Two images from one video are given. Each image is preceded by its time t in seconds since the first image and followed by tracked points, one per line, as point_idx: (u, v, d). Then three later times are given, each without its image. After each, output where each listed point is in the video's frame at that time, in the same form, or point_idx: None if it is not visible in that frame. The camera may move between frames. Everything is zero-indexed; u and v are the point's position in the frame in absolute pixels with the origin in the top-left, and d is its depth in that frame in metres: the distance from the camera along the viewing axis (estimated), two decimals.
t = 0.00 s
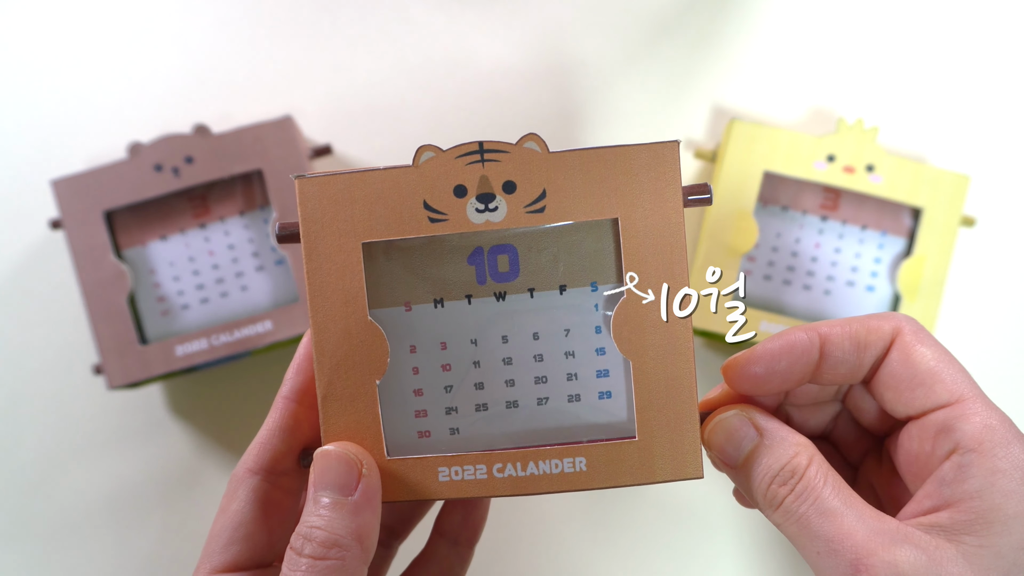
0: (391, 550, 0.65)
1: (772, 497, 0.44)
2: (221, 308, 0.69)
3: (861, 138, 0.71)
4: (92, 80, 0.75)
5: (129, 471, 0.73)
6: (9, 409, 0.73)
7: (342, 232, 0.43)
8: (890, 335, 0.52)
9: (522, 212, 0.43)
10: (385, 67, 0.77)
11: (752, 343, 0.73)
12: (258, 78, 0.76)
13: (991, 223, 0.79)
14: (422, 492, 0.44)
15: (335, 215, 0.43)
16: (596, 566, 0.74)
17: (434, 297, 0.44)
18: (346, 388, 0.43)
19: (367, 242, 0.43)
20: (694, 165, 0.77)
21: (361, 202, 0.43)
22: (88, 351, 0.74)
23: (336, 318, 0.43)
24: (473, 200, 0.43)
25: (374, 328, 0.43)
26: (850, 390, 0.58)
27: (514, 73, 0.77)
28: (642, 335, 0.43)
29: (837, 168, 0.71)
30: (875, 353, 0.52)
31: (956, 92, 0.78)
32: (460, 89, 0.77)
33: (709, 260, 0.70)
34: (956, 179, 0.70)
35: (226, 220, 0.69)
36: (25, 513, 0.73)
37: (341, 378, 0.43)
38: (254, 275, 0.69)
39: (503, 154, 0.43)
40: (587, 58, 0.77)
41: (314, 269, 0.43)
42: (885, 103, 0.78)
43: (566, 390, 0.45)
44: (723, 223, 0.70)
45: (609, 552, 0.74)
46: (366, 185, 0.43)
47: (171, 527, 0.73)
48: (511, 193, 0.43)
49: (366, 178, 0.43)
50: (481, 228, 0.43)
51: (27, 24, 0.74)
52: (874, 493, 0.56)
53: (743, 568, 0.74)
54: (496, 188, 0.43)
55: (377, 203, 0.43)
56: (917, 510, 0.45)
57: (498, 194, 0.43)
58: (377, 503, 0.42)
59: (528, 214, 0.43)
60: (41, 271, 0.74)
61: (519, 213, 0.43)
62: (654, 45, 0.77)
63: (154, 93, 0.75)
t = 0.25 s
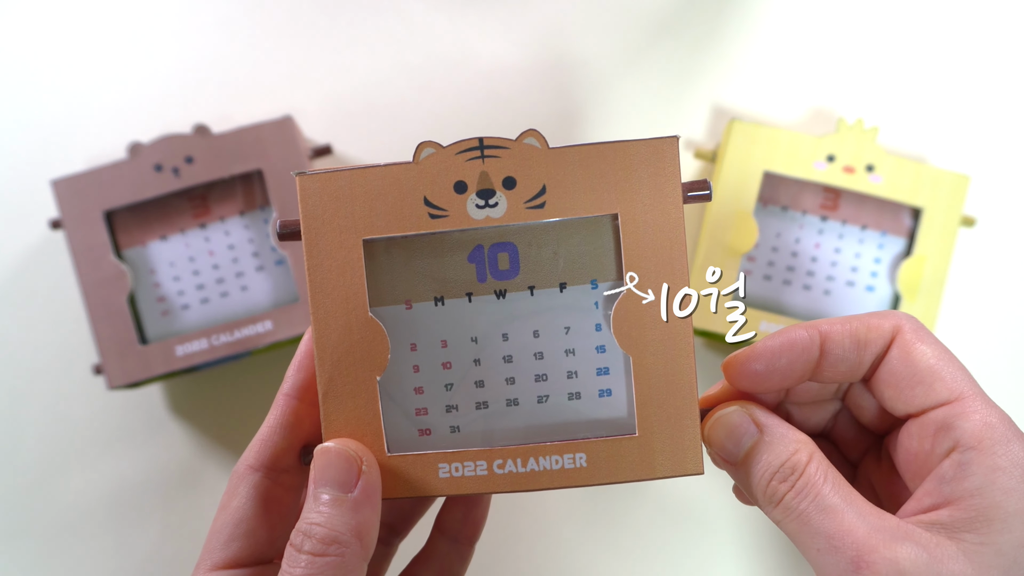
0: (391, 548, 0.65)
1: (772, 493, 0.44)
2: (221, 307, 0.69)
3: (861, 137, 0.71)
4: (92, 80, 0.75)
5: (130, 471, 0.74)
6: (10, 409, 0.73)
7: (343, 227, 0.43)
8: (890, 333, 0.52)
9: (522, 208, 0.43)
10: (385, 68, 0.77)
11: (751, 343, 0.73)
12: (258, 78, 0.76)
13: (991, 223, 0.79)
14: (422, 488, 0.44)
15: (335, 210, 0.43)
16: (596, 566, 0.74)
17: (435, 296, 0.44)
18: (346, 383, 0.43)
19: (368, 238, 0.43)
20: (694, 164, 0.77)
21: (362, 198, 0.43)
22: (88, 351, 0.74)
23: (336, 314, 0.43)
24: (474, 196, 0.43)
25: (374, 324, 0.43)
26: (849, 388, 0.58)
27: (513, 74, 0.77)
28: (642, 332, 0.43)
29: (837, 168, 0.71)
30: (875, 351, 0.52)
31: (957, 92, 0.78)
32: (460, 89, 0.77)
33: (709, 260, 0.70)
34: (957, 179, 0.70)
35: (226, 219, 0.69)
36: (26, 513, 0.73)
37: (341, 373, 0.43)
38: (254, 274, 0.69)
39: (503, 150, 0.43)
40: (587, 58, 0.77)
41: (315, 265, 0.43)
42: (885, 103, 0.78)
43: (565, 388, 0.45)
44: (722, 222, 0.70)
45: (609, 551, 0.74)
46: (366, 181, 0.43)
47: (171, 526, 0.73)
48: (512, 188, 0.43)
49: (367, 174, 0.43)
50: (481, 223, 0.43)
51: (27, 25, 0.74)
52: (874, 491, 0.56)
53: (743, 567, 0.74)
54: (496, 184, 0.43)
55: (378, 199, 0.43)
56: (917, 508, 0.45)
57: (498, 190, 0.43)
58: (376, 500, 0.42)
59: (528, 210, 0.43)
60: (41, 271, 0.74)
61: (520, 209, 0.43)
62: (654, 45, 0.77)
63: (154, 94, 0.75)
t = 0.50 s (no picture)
0: (393, 547, 0.65)
1: (775, 490, 0.44)
2: (221, 307, 0.69)
3: (861, 138, 0.71)
4: (92, 80, 0.75)
5: (130, 472, 0.73)
6: (9, 410, 0.73)
7: (347, 226, 0.43)
8: (891, 332, 0.52)
9: (526, 207, 0.43)
10: (385, 68, 0.77)
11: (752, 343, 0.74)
12: (258, 78, 0.76)
13: (990, 222, 0.79)
14: (425, 487, 0.44)
15: (339, 209, 0.43)
16: (598, 565, 0.74)
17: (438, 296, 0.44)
18: (349, 383, 0.43)
19: (371, 237, 0.43)
20: (694, 165, 0.77)
21: (366, 197, 0.43)
22: (87, 352, 0.74)
23: (340, 313, 0.43)
24: (478, 194, 0.43)
25: (378, 323, 0.43)
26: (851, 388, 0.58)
27: (514, 74, 0.77)
28: (645, 331, 0.44)
29: (837, 168, 0.71)
30: (877, 351, 0.52)
31: (956, 92, 0.78)
32: (461, 89, 0.77)
33: (709, 260, 0.70)
34: (956, 179, 0.71)
35: (226, 219, 0.69)
36: (25, 514, 0.73)
37: (345, 372, 0.43)
38: (254, 274, 0.69)
39: (507, 149, 0.43)
40: (587, 58, 0.77)
41: (318, 264, 0.43)
42: (885, 103, 0.78)
43: (569, 387, 0.45)
44: (723, 222, 0.70)
45: (610, 550, 0.74)
46: (370, 180, 0.43)
47: (172, 526, 0.73)
48: (516, 187, 0.43)
49: (371, 173, 0.43)
50: (485, 222, 0.43)
51: (26, 25, 0.74)
52: (875, 490, 0.56)
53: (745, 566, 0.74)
54: (500, 183, 0.43)
55: (382, 198, 0.43)
56: (920, 508, 0.45)
57: (502, 189, 0.43)
58: (379, 499, 0.42)
59: (532, 209, 0.43)
60: (40, 272, 0.74)
61: (523, 208, 0.43)
62: (654, 45, 0.77)
63: (154, 94, 0.75)
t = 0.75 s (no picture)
0: (393, 547, 0.65)
1: (773, 492, 0.44)
2: (221, 307, 0.69)
3: (861, 138, 0.71)
4: (92, 80, 0.75)
5: (130, 472, 0.73)
6: (9, 410, 0.73)
7: (345, 227, 0.43)
8: (892, 332, 0.52)
9: (525, 208, 0.43)
10: (385, 68, 0.77)
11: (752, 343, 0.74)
12: (258, 78, 0.76)
13: (990, 223, 0.79)
14: (425, 488, 0.44)
15: (338, 210, 0.43)
16: (597, 565, 0.74)
17: (437, 297, 0.44)
18: (348, 384, 0.43)
19: (370, 238, 0.43)
20: (694, 165, 0.77)
21: (365, 198, 0.43)
22: (88, 352, 0.74)
23: (339, 314, 0.43)
24: (476, 195, 0.43)
25: (377, 324, 0.43)
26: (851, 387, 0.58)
27: (514, 74, 0.77)
28: (644, 332, 0.44)
29: (837, 168, 0.71)
30: (877, 351, 0.52)
31: (956, 92, 0.78)
32: (461, 89, 0.77)
33: (709, 260, 0.70)
34: (957, 179, 0.71)
35: (226, 219, 0.69)
36: (25, 514, 0.73)
37: (344, 373, 0.43)
38: (254, 274, 0.69)
39: (506, 150, 0.43)
40: (587, 59, 0.77)
41: (318, 266, 0.43)
42: (885, 103, 0.78)
43: (568, 389, 0.45)
44: (723, 222, 0.70)
45: (610, 550, 0.74)
46: (369, 181, 0.43)
47: (172, 526, 0.73)
48: (514, 188, 0.43)
49: (370, 174, 0.43)
50: (484, 223, 0.43)
51: (26, 25, 0.74)
52: (875, 491, 0.56)
53: (745, 566, 0.74)
54: (499, 183, 0.43)
55: (380, 199, 0.43)
56: (920, 509, 0.45)
57: (501, 190, 0.43)
58: (379, 500, 0.42)
59: (531, 210, 0.43)
60: (40, 272, 0.74)
61: (522, 209, 0.43)
62: (654, 46, 0.77)
63: (154, 94, 0.75)
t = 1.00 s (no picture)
0: (389, 549, 0.65)
1: (774, 490, 0.43)
2: (221, 307, 0.69)
3: (861, 137, 0.71)
4: (93, 80, 0.75)
5: (130, 471, 0.74)
6: (10, 409, 0.73)
7: (339, 230, 0.43)
8: (888, 340, 0.52)
9: (518, 209, 0.43)
10: (385, 68, 0.77)
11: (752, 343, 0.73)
12: (258, 78, 0.76)
13: (991, 223, 0.79)
14: (420, 491, 0.44)
15: (331, 213, 0.43)
16: (596, 566, 0.74)
17: (431, 300, 0.44)
18: (343, 386, 0.43)
19: (364, 240, 0.43)
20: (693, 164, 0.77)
21: (358, 200, 0.43)
22: (88, 352, 0.74)
23: (334, 316, 0.43)
24: (470, 197, 0.43)
25: (371, 327, 0.43)
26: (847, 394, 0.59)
27: (514, 74, 0.77)
28: (639, 334, 0.44)
29: (837, 168, 0.71)
30: (872, 358, 0.52)
31: (957, 92, 0.78)
32: (460, 90, 0.77)
33: (709, 260, 0.70)
34: (957, 179, 0.70)
35: (226, 219, 0.69)
36: (26, 513, 0.73)
37: (340, 376, 0.43)
38: (254, 275, 0.69)
39: (499, 151, 0.43)
40: (586, 59, 0.77)
41: (311, 269, 0.43)
42: (885, 103, 0.78)
43: (563, 390, 0.45)
44: (722, 223, 0.70)
45: (609, 551, 0.74)
46: (362, 184, 0.43)
47: (171, 526, 0.73)
48: (508, 190, 0.43)
49: (363, 176, 0.43)
50: (478, 225, 0.43)
51: (27, 25, 0.74)
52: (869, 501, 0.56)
53: (744, 568, 0.74)
54: (492, 185, 0.43)
55: (374, 201, 0.43)
56: (919, 521, 0.45)
57: (495, 192, 0.43)
58: (374, 503, 0.42)
59: (525, 211, 0.43)
60: (41, 272, 0.74)
61: (516, 210, 0.43)
62: (654, 46, 0.77)
63: (154, 94, 0.75)
